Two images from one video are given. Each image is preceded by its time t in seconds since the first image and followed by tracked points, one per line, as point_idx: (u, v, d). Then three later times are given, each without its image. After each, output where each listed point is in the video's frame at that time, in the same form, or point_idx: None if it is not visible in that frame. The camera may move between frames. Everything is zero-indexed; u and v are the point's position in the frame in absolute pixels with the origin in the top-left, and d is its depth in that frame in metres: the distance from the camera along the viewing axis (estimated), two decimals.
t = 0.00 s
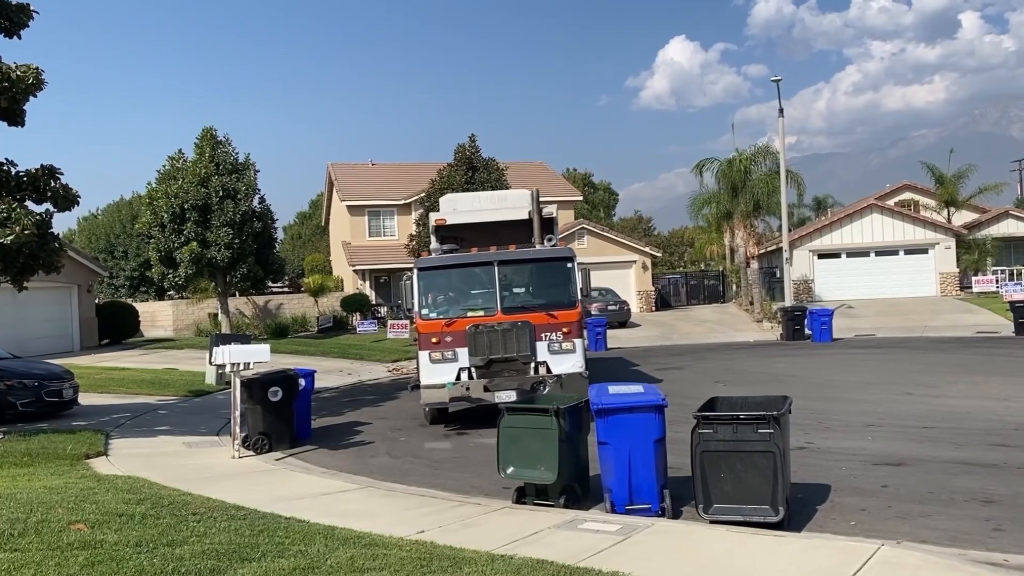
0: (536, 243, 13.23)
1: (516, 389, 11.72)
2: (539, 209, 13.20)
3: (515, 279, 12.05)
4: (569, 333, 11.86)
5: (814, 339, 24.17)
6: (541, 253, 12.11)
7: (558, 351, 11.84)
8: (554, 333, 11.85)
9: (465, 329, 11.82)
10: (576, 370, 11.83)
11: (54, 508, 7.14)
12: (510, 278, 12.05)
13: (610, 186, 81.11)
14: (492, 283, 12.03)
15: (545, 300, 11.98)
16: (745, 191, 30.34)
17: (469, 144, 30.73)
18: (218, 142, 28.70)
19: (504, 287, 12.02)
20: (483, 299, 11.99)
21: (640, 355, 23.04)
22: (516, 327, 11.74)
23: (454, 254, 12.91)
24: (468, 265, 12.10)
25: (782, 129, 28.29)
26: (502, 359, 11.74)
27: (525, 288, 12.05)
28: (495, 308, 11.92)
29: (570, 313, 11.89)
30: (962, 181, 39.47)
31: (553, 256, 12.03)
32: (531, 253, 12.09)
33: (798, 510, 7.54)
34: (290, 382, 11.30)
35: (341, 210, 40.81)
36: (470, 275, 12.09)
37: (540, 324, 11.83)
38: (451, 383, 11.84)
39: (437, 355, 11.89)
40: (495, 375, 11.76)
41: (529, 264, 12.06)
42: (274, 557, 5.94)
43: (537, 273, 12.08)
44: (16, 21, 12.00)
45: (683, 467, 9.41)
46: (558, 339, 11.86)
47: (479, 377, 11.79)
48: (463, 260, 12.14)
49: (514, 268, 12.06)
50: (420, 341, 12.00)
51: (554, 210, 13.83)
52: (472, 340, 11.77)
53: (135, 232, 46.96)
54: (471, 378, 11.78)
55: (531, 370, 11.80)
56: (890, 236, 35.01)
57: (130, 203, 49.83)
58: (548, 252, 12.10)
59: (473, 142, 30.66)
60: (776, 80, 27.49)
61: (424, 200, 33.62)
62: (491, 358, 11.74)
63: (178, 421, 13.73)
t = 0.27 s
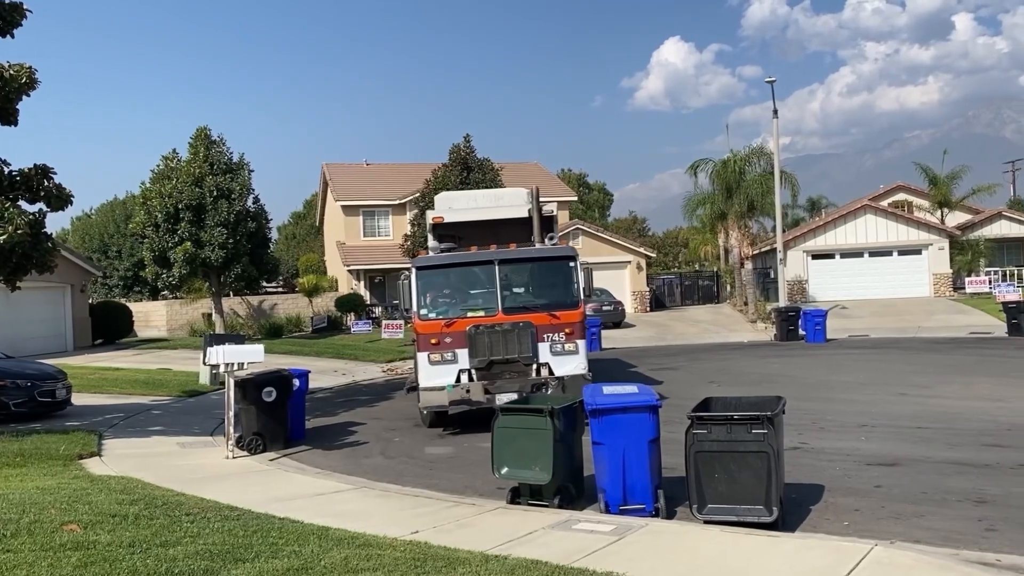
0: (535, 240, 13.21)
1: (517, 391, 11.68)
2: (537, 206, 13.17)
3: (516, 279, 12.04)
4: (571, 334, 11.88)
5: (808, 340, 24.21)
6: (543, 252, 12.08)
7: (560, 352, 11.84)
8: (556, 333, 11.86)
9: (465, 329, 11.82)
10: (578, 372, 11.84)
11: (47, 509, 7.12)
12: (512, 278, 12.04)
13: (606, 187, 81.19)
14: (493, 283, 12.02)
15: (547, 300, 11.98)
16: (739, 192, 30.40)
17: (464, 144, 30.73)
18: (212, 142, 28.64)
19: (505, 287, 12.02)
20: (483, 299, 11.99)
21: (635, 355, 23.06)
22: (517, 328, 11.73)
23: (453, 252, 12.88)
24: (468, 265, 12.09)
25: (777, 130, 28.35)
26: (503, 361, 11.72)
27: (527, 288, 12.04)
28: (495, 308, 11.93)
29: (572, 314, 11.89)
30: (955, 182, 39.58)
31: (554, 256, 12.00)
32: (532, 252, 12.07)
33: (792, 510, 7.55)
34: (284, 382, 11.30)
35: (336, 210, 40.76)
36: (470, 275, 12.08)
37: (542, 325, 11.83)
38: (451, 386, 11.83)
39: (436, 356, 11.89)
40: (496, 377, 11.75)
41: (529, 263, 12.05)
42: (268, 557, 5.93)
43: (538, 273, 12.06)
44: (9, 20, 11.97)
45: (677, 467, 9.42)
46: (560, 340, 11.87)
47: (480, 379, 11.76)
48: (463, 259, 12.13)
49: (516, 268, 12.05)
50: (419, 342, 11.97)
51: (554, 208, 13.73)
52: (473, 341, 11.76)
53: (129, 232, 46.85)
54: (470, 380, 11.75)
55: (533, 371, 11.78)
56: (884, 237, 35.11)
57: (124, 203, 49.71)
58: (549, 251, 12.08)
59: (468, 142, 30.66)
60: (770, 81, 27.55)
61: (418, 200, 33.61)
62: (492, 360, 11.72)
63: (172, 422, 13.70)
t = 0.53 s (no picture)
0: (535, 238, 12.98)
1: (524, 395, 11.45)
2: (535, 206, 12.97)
3: (518, 279, 11.83)
4: (575, 335, 11.65)
5: (800, 340, 24.27)
6: (546, 252, 11.91)
7: (564, 354, 11.61)
8: (560, 335, 11.62)
9: (466, 330, 11.53)
10: (583, 374, 11.61)
11: (37, 510, 7.09)
12: (515, 278, 11.82)
13: (599, 187, 81.32)
14: (495, 284, 11.80)
15: (551, 301, 11.77)
16: (732, 193, 30.47)
17: (457, 144, 30.73)
18: (204, 141, 28.57)
19: (508, 287, 11.79)
20: (485, 300, 11.75)
21: (627, 356, 23.09)
22: (520, 329, 11.49)
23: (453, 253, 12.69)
24: (470, 264, 11.87)
25: (769, 131, 28.42)
26: (506, 364, 11.45)
27: (529, 288, 11.82)
28: (498, 308, 11.69)
29: (577, 315, 11.68)
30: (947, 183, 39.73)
31: (556, 255, 11.81)
32: (534, 252, 11.88)
33: (783, 510, 7.57)
34: (276, 383, 11.28)
35: (329, 210, 40.70)
36: (472, 275, 11.86)
37: (545, 326, 11.60)
38: (452, 390, 11.52)
39: (437, 359, 11.55)
40: (498, 380, 11.48)
41: (530, 264, 11.84)
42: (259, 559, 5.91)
43: (540, 273, 11.85)
44: None
45: (669, 467, 9.44)
46: (564, 342, 11.63)
47: (482, 382, 11.48)
48: (463, 259, 11.91)
49: (519, 268, 11.84)
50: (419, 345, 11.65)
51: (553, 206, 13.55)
52: (474, 343, 11.47)
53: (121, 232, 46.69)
54: (472, 384, 11.46)
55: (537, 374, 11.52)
56: (876, 238, 35.23)
57: (116, 203, 49.54)
58: (551, 252, 11.89)
59: (461, 142, 30.66)
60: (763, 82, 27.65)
61: (411, 201, 33.58)
62: (495, 362, 11.45)
63: (163, 422, 13.66)
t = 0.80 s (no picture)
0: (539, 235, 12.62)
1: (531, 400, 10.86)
2: (540, 205, 12.64)
3: (523, 277, 11.26)
4: (583, 336, 11.13)
5: (791, 341, 24.33)
6: (552, 249, 11.34)
7: (572, 356, 11.08)
8: (567, 336, 11.11)
9: (470, 332, 10.93)
10: (591, 377, 11.10)
11: (25, 510, 7.05)
12: (520, 277, 11.23)
13: (590, 188, 81.44)
14: (500, 282, 11.19)
15: (557, 301, 11.24)
16: (723, 194, 30.55)
17: (448, 144, 30.70)
18: (195, 141, 28.46)
19: (513, 287, 11.20)
20: (490, 300, 11.15)
21: (618, 356, 23.09)
22: (527, 331, 10.93)
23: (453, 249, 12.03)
24: (474, 262, 11.24)
25: (760, 132, 28.49)
26: (512, 366, 10.86)
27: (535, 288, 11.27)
28: (503, 308, 11.10)
29: (585, 316, 11.17)
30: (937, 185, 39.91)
31: (562, 253, 11.30)
32: (539, 250, 11.33)
33: (773, 510, 7.59)
34: (266, 384, 11.24)
35: (319, 210, 40.61)
36: (475, 273, 11.23)
37: (552, 327, 11.06)
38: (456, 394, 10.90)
39: (439, 361, 10.92)
40: (504, 384, 10.89)
41: (535, 262, 11.28)
42: (248, 560, 5.89)
43: (546, 271, 11.30)
44: None
45: (660, 467, 9.45)
46: (572, 343, 11.11)
47: (487, 386, 10.89)
48: (466, 257, 11.29)
49: (524, 266, 11.26)
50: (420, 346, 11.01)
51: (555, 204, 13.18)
52: (479, 345, 10.87)
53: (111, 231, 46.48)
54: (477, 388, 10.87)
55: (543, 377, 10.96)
56: (866, 239, 35.38)
57: (106, 202, 49.31)
58: (557, 249, 11.38)
59: (453, 143, 30.63)
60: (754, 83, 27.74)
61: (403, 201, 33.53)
62: (500, 365, 10.86)
63: (153, 422, 13.61)
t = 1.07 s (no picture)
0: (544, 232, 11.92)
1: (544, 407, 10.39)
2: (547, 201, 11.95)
3: (532, 277, 10.79)
4: (595, 338, 10.68)
5: (779, 342, 24.43)
6: (562, 248, 10.92)
7: (583, 359, 10.62)
8: (579, 338, 10.65)
9: (480, 334, 10.43)
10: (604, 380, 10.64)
11: (10, 511, 7.00)
12: (529, 276, 10.76)
13: (580, 189, 81.58)
14: (510, 282, 10.71)
15: (568, 301, 10.78)
16: (712, 195, 30.63)
17: (438, 145, 30.68)
18: (183, 140, 28.32)
19: (523, 287, 10.73)
20: (498, 300, 10.67)
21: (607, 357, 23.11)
22: (538, 332, 10.47)
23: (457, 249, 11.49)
24: (482, 260, 10.74)
25: (748, 134, 28.58)
26: (522, 369, 10.39)
27: (545, 288, 10.81)
28: (513, 309, 10.61)
29: (597, 316, 10.73)
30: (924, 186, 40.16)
31: (572, 252, 10.87)
32: (548, 249, 10.88)
33: (760, 510, 7.62)
34: (255, 384, 11.18)
35: (308, 210, 40.50)
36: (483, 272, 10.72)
37: (564, 328, 10.59)
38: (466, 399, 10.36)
39: (447, 364, 10.38)
40: (513, 387, 10.41)
41: (545, 260, 10.82)
42: (236, 561, 5.87)
43: (556, 271, 10.84)
44: None
45: (648, 467, 9.48)
46: (584, 346, 10.65)
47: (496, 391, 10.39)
48: (472, 256, 10.76)
49: (534, 265, 10.80)
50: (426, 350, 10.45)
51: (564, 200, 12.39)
52: (489, 347, 10.38)
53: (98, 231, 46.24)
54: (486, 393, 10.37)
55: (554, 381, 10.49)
56: (854, 240, 35.57)
57: (93, 202, 49.04)
58: (567, 248, 10.94)
59: (442, 143, 30.60)
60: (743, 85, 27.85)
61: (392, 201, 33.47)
62: (510, 368, 10.37)
63: (140, 423, 13.54)
